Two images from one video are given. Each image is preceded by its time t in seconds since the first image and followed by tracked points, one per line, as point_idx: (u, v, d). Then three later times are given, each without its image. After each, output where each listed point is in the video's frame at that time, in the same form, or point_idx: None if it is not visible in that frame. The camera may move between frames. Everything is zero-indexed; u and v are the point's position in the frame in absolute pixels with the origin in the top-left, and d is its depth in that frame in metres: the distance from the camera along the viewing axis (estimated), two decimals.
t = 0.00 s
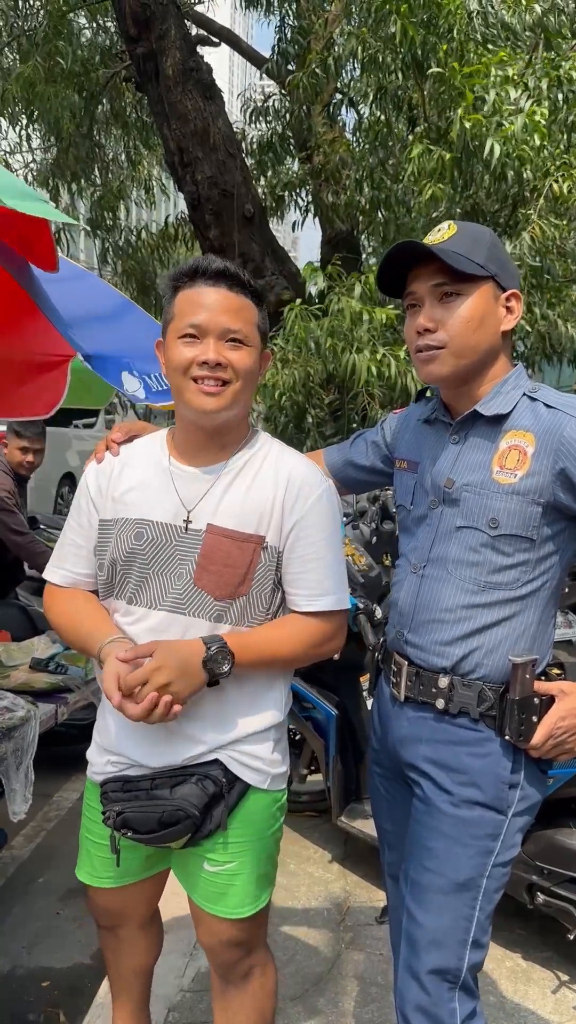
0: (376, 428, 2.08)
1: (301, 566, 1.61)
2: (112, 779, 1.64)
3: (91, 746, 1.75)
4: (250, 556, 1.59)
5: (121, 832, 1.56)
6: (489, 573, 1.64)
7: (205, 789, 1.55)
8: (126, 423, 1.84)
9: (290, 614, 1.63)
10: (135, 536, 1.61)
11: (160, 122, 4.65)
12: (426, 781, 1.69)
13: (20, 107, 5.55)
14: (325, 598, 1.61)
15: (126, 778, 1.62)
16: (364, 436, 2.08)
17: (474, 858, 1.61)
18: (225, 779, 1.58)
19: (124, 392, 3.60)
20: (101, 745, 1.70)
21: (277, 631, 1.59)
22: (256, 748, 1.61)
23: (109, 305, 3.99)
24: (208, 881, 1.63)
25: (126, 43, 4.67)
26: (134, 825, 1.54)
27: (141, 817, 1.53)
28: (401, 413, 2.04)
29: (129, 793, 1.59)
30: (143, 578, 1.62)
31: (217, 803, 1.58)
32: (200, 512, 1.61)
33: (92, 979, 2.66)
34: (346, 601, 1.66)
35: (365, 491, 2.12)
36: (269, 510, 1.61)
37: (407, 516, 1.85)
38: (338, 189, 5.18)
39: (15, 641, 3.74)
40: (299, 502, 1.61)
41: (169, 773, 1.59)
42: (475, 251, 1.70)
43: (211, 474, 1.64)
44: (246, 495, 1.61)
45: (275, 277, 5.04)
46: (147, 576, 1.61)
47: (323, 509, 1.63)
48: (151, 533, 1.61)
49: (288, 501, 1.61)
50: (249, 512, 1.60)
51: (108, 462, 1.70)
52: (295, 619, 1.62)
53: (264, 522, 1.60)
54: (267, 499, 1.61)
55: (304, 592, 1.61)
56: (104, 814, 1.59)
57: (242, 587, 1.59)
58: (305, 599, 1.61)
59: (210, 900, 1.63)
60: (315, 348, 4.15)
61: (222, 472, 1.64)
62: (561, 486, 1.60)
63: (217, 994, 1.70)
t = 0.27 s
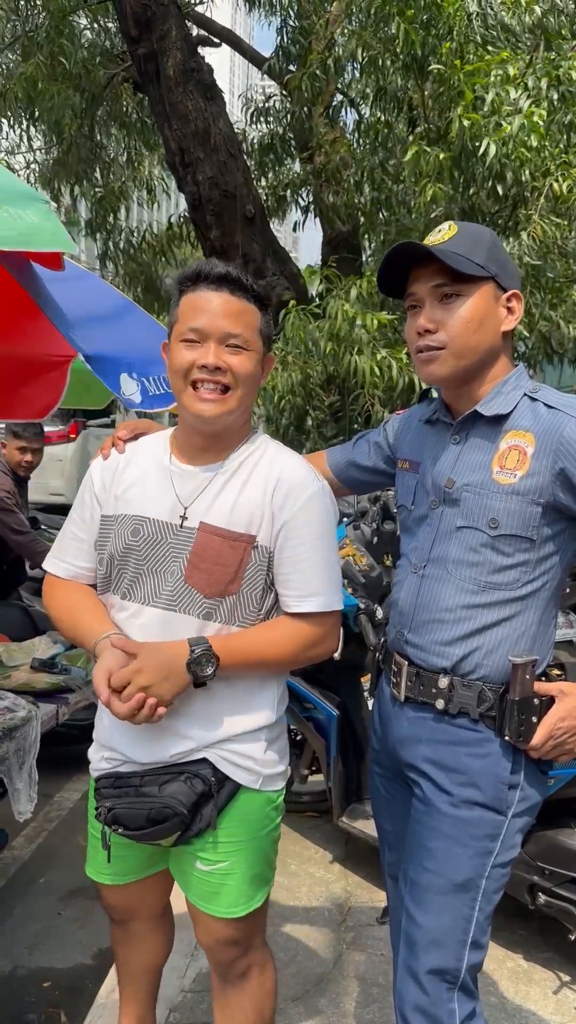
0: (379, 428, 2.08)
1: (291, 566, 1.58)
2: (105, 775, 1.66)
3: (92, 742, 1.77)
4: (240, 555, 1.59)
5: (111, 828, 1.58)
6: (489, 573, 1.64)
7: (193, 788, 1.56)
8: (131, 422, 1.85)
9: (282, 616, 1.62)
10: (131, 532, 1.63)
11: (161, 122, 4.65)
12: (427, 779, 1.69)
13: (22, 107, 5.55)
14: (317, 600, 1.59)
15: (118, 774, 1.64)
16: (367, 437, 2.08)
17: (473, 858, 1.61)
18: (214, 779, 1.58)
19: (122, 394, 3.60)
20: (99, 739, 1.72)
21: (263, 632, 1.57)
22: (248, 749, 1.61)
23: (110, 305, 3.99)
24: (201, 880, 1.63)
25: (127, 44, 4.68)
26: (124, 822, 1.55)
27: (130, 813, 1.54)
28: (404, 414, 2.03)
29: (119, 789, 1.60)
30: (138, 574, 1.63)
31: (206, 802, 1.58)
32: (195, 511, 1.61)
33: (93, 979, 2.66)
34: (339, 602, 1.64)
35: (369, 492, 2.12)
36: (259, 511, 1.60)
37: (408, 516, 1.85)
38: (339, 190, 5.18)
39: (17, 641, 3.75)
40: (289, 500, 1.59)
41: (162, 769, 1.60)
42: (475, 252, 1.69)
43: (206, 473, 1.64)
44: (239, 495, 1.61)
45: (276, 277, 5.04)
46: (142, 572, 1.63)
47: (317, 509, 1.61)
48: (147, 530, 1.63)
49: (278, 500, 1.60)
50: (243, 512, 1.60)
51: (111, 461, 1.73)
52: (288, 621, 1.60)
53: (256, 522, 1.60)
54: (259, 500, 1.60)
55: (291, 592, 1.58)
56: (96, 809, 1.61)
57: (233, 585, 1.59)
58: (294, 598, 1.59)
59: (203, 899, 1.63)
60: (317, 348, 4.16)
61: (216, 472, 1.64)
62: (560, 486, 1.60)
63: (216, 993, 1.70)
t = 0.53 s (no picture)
0: (382, 428, 2.08)
1: (279, 565, 1.58)
2: (100, 770, 1.69)
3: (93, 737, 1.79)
4: (231, 554, 1.59)
5: (107, 823, 1.62)
6: (489, 573, 1.64)
7: (184, 787, 1.56)
8: (136, 421, 1.87)
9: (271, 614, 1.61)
10: (127, 530, 1.66)
11: (162, 122, 4.66)
12: (427, 779, 1.68)
13: (23, 107, 5.56)
14: (304, 598, 1.58)
15: (113, 770, 1.67)
16: (370, 437, 2.08)
17: (473, 858, 1.61)
18: (204, 778, 1.59)
19: (108, 399, 3.71)
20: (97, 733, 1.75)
21: (253, 630, 1.56)
22: (240, 748, 1.61)
23: (110, 305, 3.99)
24: (196, 877, 1.64)
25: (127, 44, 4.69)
26: (118, 818, 1.60)
27: (123, 810, 1.58)
28: (407, 414, 2.03)
29: (113, 786, 1.63)
30: (131, 572, 1.65)
31: (197, 801, 1.58)
32: (185, 511, 1.62)
33: (94, 979, 2.66)
34: (328, 601, 1.63)
35: (373, 492, 2.12)
36: (250, 511, 1.60)
37: (409, 516, 1.85)
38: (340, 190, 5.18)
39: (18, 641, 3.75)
40: (279, 500, 1.59)
41: (154, 766, 1.62)
42: (475, 252, 1.69)
43: (200, 472, 1.64)
44: (231, 495, 1.61)
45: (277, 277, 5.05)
46: (136, 570, 1.65)
47: (311, 509, 1.60)
48: (140, 528, 1.65)
49: (269, 500, 1.60)
50: (233, 512, 1.60)
51: (113, 460, 1.75)
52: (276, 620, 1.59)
53: (246, 521, 1.60)
54: (249, 500, 1.60)
55: (277, 591, 1.58)
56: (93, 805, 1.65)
57: (225, 584, 1.60)
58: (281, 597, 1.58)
59: (198, 896, 1.64)
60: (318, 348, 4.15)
61: (209, 472, 1.64)
62: (560, 486, 1.60)
63: (216, 991, 1.71)
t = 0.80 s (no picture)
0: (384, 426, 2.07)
1: (269, 562, 1.58)
2: (98, 760, 1.69)
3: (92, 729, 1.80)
4: (223, 552, 1.59)
5: (101, 811, 1.61)
6: (492, 574, 1.63)
7: (179, 780, 1.57)
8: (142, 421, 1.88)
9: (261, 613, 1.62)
10: (126, 528, 1.67)
11: (164, 122, 4.66)
12: (431, 778, 1.68)
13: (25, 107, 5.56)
14: (294, 597, 1.59)
15: (110, 760, 1.67)
16: (373, 435, 2.07)
17: (476, 857, 1.61)
18: (200, 773, 1.59)
19: (107, 400, 3.73)
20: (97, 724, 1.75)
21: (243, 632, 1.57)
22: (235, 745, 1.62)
23: (112, 305, 3.98)
24: (192, 874, 1.64)
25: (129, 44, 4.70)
26: (112, 807, 1.59)
27: (117, 798, 1.57)
28: (411, 411, 2.02)
29: (111, 774, 1.63)
30: (130, 568, 1.66)
31: (192, 796, 1.59)
32: (180, 511, 1.63)
33: (95, 978, 2.66)
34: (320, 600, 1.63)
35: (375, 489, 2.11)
36: (242, 508, 1.60)
37: (412, 515, 1.84)
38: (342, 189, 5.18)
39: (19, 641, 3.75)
40: (269, 496, 1.59)
41: (149, 760, 1.62)
42: (460, 271, 1.66)
43: (193, 472, 1.65)
44: (222, 494, 1.61)
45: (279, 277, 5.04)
46: (134, 566, 1.65)
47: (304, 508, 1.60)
48: (139, 525, 1.66)
49: (259, 498, 1.59)
50: (225, 509, 1.60)
51: (118, 460, 1.77)
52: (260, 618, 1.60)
53: (237, 520, 1.60)
54: (241, 498, 1.60)
55: (266, 590, 1.59)
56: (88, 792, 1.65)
57: (218, 581, 1.60)
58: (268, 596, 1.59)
59: (194, 892, 1.65)
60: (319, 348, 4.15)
61: (203, 471, 1.64)
62: (563, 488, 1.60)
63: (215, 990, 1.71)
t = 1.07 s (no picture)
0: (380, 417, 2.04)
1: (260, 565, 1.60)
2: (94, 754, 1.75)
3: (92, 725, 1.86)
4: (214, 554, 1.61)
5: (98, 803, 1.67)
6: (500, 588, 1.64)
7: (171, 774, 1.61)
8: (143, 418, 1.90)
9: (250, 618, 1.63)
10: (121, 529, 1.71)
11: (166, 121, 4.67)
12: (441, 777, 1.68)
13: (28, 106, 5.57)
14: (280, 598, 1.60)
15: (106, 754, 1.73)
16: (369, 425, 2.04)
17: (488, 855, 1.62)
18: (192, 766, 1.63)
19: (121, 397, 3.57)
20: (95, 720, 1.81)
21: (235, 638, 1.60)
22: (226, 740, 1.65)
23: (113, 306, 3.97)
24: (187, 865, 1.68)
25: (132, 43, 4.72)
26: (107, 799, 1.65)
27: (111, 791, 1.63)
28: (411, 405, 2.00)
29: (105, 768, 1.69)
30: (123, 570, 1.70)
31: (184, 788, 1.62)
32: (172, 511, 1.64)
33: (97, 976, 2.67)
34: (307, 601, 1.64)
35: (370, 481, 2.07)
36: (233, 511, 1.61)
37: (415, 521, 1.84)
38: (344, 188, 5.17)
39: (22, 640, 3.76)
40: (260, 498, 1.60)
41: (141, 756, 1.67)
42: (475, 283, 1.62)
43: (186, 473, 1.66)
44: (214, 496, 1.62)
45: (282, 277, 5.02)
46: (128, 567, 1.69)
47: (292, 510, 1.61)
48: (133, 526, 1.69)
49: (251, 500, 1.60)
50: (217, 510, 1.61)
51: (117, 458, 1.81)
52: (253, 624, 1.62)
53: (229, 522, 1.61)
54: (233, 500, 1.61)
55: (257, 592, 1.60)
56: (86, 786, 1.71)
57: (208, 583, 1.62)
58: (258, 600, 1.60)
59: (190, 884, 1.68)
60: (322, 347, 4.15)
61: (196, 471, 1.65)
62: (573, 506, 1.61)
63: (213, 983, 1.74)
